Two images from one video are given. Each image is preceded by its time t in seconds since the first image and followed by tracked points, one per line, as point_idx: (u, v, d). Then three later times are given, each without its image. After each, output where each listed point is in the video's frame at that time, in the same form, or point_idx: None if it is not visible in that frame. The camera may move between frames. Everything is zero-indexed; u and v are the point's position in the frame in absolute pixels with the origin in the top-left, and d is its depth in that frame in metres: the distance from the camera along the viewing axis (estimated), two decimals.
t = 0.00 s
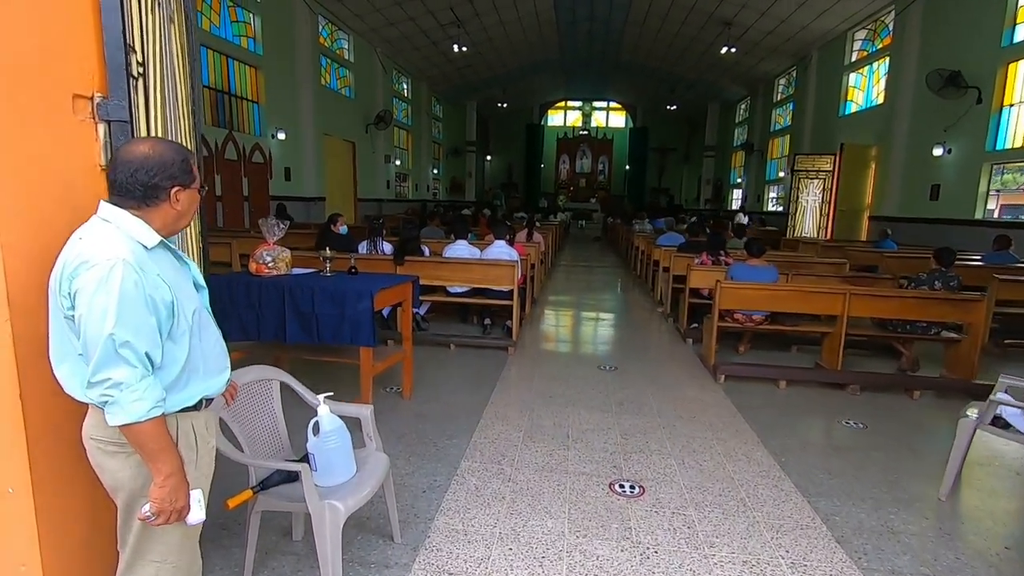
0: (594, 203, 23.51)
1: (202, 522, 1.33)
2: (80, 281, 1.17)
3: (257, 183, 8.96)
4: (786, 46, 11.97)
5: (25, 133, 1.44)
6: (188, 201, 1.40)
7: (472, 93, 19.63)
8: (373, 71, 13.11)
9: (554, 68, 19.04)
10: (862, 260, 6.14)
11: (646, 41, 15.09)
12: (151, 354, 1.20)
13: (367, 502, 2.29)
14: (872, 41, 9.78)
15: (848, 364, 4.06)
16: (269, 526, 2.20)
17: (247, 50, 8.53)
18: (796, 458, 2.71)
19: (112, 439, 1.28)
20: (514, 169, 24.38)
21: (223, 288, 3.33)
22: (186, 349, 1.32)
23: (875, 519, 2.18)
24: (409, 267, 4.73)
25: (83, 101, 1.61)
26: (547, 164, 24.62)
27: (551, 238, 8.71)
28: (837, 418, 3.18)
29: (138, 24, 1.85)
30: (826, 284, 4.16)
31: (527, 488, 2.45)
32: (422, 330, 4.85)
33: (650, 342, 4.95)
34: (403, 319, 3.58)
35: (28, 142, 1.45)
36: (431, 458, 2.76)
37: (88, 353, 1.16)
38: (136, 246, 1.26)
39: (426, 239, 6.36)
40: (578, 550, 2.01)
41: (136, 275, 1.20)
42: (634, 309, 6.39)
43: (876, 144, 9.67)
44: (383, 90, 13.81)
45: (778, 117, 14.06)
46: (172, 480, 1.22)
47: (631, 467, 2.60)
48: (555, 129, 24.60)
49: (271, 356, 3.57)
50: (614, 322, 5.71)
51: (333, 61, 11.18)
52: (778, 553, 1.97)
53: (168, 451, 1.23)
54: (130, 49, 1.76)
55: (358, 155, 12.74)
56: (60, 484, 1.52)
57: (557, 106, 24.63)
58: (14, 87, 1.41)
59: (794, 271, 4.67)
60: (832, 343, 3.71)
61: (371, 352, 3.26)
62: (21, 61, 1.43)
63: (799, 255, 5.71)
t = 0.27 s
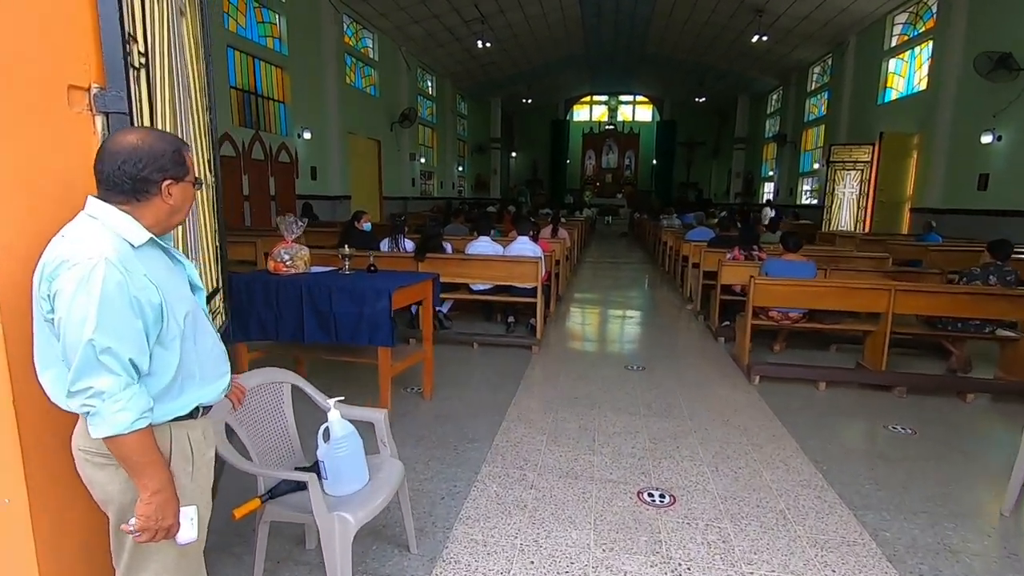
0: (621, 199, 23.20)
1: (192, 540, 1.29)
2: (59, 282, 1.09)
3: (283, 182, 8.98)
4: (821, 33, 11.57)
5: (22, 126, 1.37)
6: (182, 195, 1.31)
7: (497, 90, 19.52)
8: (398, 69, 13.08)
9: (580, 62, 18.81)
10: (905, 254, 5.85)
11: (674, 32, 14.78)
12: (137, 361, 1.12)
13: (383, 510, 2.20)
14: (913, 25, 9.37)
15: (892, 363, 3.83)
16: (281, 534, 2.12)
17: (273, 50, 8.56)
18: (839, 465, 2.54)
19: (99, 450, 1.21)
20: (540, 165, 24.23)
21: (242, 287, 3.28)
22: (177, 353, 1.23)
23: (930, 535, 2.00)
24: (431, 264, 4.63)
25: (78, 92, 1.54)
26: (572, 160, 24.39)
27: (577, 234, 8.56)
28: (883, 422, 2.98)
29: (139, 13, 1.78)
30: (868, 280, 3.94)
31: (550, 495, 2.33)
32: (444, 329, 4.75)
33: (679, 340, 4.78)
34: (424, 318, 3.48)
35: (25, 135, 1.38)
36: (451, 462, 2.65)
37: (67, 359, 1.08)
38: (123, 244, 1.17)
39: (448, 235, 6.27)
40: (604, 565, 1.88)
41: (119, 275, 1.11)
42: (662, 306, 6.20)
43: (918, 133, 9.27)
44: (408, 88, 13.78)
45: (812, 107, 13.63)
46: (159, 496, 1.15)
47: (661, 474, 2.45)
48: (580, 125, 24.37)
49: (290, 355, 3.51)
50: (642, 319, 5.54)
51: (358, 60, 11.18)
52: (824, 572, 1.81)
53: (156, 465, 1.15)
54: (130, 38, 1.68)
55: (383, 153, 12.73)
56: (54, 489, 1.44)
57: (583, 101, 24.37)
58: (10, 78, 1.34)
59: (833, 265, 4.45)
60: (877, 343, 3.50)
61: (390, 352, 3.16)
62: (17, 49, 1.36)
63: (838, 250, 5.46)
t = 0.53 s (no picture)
0: (656, 199, 22.78)
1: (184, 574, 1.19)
2: (29, 302, 1.00)
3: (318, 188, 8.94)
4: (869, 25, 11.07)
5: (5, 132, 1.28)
6: (172, 203, 1.21)
7: (531, 90, 19.40)
8: (432, 72, 13.08)
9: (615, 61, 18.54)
10: (965, 257, 5.48)
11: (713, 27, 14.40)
12: (114, 386, 1.03)
13: (399, 530, 2.09)
14: (970, 13, 8.86)
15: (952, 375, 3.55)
16: (293, 554, 2.03)
17: (309, 56, 8.62)
18: (896, 490, 2.31)
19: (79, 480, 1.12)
20: (574, 166, 24.01)
21: (265, 294, 3.24)
22: (163, 375, 1.14)
23: None
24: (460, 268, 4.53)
25: (77, 97, 1.45)
26: (608, 160, 24.09)
27: (612, 236, 8.36)
28: (943, 441, 2.73)
29: (146, 14, 1.72)
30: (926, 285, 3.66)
31: (578, 517, 2.17)
32: (472, 334, 4.63)
33: (718, 346, 4.56)
34: (449, 325, 3.36)
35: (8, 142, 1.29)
36: (474, 478, 2.52)
37: (39, 385, 1.00)
38: (101, 258, 1.08)
39: (479, 238, 6.16)
40: None
41: (93, 294, 1.02)
42: (700, 310, 5.97)
43: (977, 127, 8.75)
44: (442, 91, 13.78)
45: (860, 101, 13.07)
46: (138, 533, 1.06)
47: (697, 496, 2.28)
48: (615, 124, 24.07)
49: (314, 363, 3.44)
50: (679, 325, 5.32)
51: (392, 64, 11.21)
52: None
53: (136, 499, 1.07)
54: (135, 40, 1.62)
55: (417, 157, 12.74)
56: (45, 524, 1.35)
57: (618, 100, 24.05)
58: None
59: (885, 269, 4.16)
60: (936, 357, 3.24)
61: (412, 361, 3.05)
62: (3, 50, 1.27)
63: (891, 252, 5.14)
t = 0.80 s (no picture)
0: (701, 203, 22.28)
1: None
2: (29, 308, 0.95)
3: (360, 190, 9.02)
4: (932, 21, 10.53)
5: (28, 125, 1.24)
6: (186, 205, 1.14)
7: (574, 93, 19.24)
8: (474, 76, 13.08)
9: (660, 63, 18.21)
10: None
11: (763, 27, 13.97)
12: (114, 397, 0.97)
13: (424, 546, 1.99)
14: None
15: None
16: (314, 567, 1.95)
17: (354, 61, 8.71)
18: (968, 525, 2.10)
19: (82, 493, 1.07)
20: (616, 169, 23.71)
21: (301, 296, 3.24)
22: (169, 386, 1.08)
23: None
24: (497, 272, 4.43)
25: (102, 94, 1.42)
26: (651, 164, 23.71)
27: (654, 241, 8.15)
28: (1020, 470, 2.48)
29: (176, 12, 1.68)
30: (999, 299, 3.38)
31: (613, 541, 2.04)
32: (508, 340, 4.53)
33: (765, 358, 4.34)
34: (483, 331, 3.27)
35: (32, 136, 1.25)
36: (504, 492, 2.42)
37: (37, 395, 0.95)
38: (106, 262, 1.03)
39: (518, 242, 6.07)
40: None
41: (93, 300, 0.96)
42: (746, 319, 5.72)
43: None
44: (484, 95, 13.77)
45: (922, 102, 12.45)
46: (138, 553, 1.00)
47: (744, 523, 2.11)
48: (659, 127, 23.67)
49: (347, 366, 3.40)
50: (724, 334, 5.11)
51: (434, 68, 11.26)
52: None
53: (136, 518, 1.00)
54: (162, 38, 1.58)
55: (458, 160, 12.75)
56: (55, 543, 1.29)
57: (663, 103, 23.65)
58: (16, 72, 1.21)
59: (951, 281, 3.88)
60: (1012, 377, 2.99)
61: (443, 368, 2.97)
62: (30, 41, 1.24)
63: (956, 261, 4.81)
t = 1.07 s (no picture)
0: (749, 201, 21.63)
1: None
2: (40, 294, 0.90)
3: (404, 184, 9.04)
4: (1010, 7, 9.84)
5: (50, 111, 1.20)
6: (208, 187, 1.06)
7: (619, 87, 18.91)
8: (519, 70, 12.97)
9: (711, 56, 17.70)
10: None
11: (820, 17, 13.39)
12: (126, 391, 0.91)
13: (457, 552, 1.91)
14: None
15: None
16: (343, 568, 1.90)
17: (399, 55, 8.71)
18: None
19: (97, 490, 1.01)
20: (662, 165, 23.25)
21: (339, 289, 3.21)
22: (187, 380, 1.01)
23: None
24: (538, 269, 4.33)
25: (131, 76, 1.36)
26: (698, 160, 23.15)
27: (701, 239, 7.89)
28: None
29: None
30: None
31: (657, 557, 1.91)
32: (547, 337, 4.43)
33: (820, 364, 4.10)
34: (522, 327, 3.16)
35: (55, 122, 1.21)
36: (542, 497, 2.31)
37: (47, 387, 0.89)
38: (122, 247, 0.96)
39: (561, 238, 5.94)
40: None
41: (105, 287, 0.90)
42: (800, 321, 5.45)
43: None
44: (529, 89, 13.64)
45: (997, 94, 11.68)
46: (150, 558, 0.93)
47: (800, 545, 1.95)
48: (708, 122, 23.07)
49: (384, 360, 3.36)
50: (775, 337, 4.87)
51: (479, 62, 11.19)
52: None
53: (150, 523, 0.94)
54: (195, 18, 1.53)
55: (501, 155, 12.68)
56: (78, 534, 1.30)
57: (712, 97, 23.04)
58: (33, 57, 1.16)
59: None
60: None
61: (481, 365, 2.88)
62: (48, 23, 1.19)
63: None
